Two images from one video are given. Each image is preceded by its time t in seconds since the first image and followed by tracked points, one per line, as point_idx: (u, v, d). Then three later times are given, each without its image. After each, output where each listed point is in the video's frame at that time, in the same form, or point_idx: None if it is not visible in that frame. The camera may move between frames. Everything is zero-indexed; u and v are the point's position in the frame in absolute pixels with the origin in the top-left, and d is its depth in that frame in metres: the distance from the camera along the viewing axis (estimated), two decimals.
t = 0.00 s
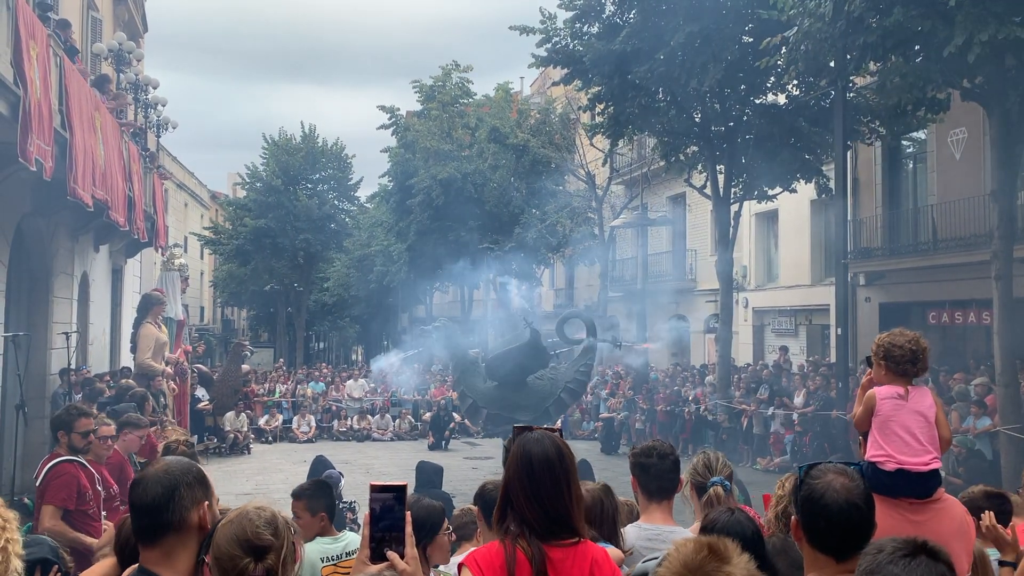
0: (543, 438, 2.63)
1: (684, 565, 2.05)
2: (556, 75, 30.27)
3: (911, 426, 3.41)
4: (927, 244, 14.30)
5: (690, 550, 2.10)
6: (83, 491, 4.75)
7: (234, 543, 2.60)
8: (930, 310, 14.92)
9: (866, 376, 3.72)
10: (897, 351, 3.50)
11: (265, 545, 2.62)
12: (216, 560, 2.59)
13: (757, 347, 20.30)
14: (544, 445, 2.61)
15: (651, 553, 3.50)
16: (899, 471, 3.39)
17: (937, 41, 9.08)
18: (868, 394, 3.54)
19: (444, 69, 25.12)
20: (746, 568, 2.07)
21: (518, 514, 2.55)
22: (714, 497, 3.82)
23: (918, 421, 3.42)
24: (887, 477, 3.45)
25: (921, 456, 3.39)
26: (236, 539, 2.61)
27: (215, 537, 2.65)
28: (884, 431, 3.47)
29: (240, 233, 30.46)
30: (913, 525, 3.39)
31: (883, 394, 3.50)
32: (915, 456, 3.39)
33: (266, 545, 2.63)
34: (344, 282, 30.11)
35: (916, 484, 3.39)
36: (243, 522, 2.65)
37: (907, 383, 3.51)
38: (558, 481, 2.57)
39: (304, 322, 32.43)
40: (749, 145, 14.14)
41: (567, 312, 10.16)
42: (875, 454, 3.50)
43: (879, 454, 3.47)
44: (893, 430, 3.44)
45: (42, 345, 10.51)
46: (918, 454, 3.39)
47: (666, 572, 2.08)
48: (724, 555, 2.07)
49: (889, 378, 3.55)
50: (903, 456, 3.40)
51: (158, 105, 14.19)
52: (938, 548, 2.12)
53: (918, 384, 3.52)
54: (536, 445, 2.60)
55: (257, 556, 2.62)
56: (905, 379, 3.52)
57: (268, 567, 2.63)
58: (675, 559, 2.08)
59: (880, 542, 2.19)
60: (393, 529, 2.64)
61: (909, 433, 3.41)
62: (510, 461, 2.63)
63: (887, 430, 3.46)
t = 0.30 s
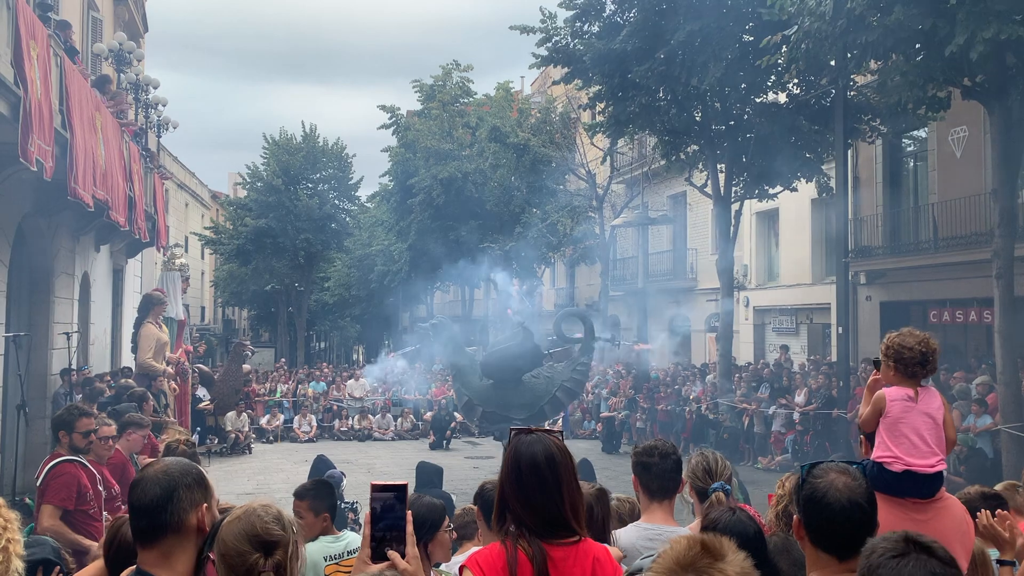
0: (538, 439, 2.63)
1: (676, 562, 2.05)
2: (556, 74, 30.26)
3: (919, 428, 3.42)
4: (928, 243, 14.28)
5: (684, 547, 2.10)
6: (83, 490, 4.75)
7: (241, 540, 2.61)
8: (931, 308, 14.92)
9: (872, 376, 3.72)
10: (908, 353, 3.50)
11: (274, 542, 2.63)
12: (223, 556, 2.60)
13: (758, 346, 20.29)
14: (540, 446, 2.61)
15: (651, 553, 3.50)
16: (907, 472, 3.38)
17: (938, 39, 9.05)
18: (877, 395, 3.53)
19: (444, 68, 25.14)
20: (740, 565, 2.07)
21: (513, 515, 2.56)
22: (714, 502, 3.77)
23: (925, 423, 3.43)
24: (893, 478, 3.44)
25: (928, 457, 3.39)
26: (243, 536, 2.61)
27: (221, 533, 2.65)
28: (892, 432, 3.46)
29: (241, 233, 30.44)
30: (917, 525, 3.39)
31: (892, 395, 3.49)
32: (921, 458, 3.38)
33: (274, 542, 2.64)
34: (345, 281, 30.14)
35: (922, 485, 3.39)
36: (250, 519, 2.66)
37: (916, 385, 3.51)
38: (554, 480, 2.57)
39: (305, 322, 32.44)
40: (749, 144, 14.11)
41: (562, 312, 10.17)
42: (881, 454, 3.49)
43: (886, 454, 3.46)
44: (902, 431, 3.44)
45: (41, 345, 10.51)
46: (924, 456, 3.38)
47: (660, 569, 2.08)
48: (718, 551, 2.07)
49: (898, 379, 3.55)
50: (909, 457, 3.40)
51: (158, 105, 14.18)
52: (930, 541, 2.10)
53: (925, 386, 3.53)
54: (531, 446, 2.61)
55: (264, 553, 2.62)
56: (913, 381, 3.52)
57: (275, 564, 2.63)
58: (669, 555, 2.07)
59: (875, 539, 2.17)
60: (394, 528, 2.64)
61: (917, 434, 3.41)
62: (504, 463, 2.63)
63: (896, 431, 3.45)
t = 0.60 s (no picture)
0: (535, 440, 2.63)
1: (676, 559, 2.05)
2: (557, 74, 30.24)
3: (922, 427, 3.44)
4: (929, 242, 14.28)
5: (682, 544, 2.10)
6: (85, 488, 4.75)
7: (249, 538, 2.64)
8: (932, 307, 14.92)
9: (876, 375, 3.74)
10: (912, 352, 3.52)
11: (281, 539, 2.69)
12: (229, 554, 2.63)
13: (759, 345, 20.29)
14: (538, 446, 2.61)
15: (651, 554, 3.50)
16: (909, 471, 3.40)
17: (939, 38, 9.05)
18: (880, 393, 3.56)
19: (445, 68, 25.18)
20: (740, 562, 2.06)
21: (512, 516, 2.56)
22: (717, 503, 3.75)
23: (930, 422, 3.45)
24: (895, 475, 3.46)
25: (931, 457, 3.41)
26: (251, 534, 2.65)
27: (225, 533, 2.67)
28: (895, 431, 3.48)
29: (243, 233, 30.47)
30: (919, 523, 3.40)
31: (896, 394, 3.52)
32: (924, 457, 3.40)
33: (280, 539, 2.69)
34: (346, 281, 30.18)
35: (924, 484, 3.41)
36: (256, 518, 2.69)
37: (920, 385, 3.54)
38: (551, 480, 2.57)
39: (306, 322, 32.45)
40: (751, 144, 14.08)
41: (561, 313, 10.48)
42: (883, 453, 3.51)
43: (888, 453, 3.49)
44: (906, 430, 3.46)
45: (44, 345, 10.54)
46: (927, 455, 3.41)
47: (658, 567, 2.08)
48: (716, 549, 2.06)
49: (902, 379, 3.58)
50: (912, 456, 3.42)
51: (160, 106, 14.21)
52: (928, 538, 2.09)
53: (929, 386, 3.55)
54: (529, 447, 2.60)
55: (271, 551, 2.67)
56: (917, 380, 3.54)
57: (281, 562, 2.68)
58: (668, 552, 2.07)
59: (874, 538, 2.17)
60: (395, 528, 2.65)
61: (920, 433, 3.43)
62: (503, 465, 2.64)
63: (899, 430, 3.47)
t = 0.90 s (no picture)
0: (535, 440, 2.63)
1: (673, 561, 2.05)
2: (559, 73, 30.22)
3: (923, 428, 3.46)
4: (932, 241, 14.27)
5: (681, 546, 2.10)
6: (88, 490, 4.76)
7: (276, 539, 2.90)
8: (934, 307, 14.91)
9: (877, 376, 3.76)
10: (912, 353, 3.54)
11: (302, 539, 2.95)
12: (257, 557, 2.87)
13: (762, 345, 20.26)
14: (540, 446, 2.62)
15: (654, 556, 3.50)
16: (909, 471, 3.42)
17: (942, 38, 9.04)
18: (881, 394, 3.58)
19: (446, 68, 25.22)
20: (739, 563, 2.06)
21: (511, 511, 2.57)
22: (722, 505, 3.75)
23: (931, 423, 3.47)
24: (895, 476, 3.48)
25: (931, 457, 3.42)
26: (277, 536, 2.90)
27: (249, 537, 2.89)
28: (895, 431, 3.50)
29: (245, 233, 30.49)
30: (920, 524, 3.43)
31: (896, 396, 3.54)
32: (925, 458, 3.42)
33: (301, 539, 2.96)
34: (348, 280, 30.19)
35: (925, 485, 3.42)
36: (277, 522, 2.94)
37: (921, 385, 3.55)
38: (550, 479, 2.57)
39: (308, 321, 32.46)
40: (753, 144, 14.05)
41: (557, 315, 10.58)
42: (884, 454, 3.54)
43: (888, 453, 3.51)
44: (906, 430, 3.48)
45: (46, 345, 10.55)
46: (928, 456, 3.42)
47: (656, 568, 2.08)
48: (715, 550, 2.07)
49: (902, 379, 3.59)
50: (913, 457, 3.44)
51: (162, 105, 14.22)
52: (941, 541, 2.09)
53: (931, 386, 3.57)
54: (531, 447, 2.61)
55: (294, 550, 2.94)
56: (918, 381, 3.56)
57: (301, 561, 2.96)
58: (665, 555, 2.08)
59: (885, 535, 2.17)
60: (396, 528, 2.65)
61: (921, 434, 3.45)
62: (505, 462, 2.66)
63: (900, 431, 3.49)
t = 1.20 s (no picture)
0: (539, 439, 2.63)
1: (675, 565, 2.04)
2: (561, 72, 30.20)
3: (923, 429, 3.48)
4: (934, 241, 14.25)
5: (682, 549, 2.10)
6: (92, 489, 4.76)
7: (283, 540, 2.92)
8: (937, 307, 14.90)
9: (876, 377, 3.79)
10: (911, 354, 3.57)
11: (310, 540, 2.96)
12: (264, 556, 2.89)
13: (764, 345, 20.25)
14: (544, 445, 2.62)
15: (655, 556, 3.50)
16: (909, 472, 3.45)
17: (945, 38, 9.03)
18: (881, 395, 3.60)
19: (449, 68, 25.25)
20: (741, 566, 2.08)
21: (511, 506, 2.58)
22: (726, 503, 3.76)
23: (932, 423, 3.49)
24: (896, 477, 3.51)
25: (930, 459, 3.45)
26: (285, 537, 2.92)
27: (257, 536, 2.91)
28: (895, 432, 3.53)
29: (248, 233, 30.52)
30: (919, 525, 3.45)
31: (896, 396, 3.56)
32: (925, 459, 3.45)
33: (308, 541, 2.97)
34: (350, 280, 30.22)
35: (925, 485, 3.45)
36: (285, 523, 2.95)
37: (920, 385, 3.58)
38: (552, 479, 2.57)
39: (310, 321, 32.49)
40: (756, 144, 14.03)
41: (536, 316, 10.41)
42: (884, 454, 3.56)
43: (889, 454, 3.53)
44: (905, 431, 3.50)
45: (50, 344, 10.58)
46: (927, 458, 3.45)
47: (658, 570, 2.08)
48: (718, 554, 2.06)
49: (902, 380, 3.62)
50: (913, 458, 3.46)
51: (165, 105, 14.22)
52: (982, 549, 1.90)
53: (929, 387, 3.60)
54: (535, 446, 2.61)
55: (301, 552, 2.95)
56: (917, 381, 3.59)
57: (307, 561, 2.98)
58: (667, 558, 2.07)
59: (916, 533, 1.95)
60: (399, 527, 2.65)
61: (922, 435, 3.47)
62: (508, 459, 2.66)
63: (900, 432, 3.52)
